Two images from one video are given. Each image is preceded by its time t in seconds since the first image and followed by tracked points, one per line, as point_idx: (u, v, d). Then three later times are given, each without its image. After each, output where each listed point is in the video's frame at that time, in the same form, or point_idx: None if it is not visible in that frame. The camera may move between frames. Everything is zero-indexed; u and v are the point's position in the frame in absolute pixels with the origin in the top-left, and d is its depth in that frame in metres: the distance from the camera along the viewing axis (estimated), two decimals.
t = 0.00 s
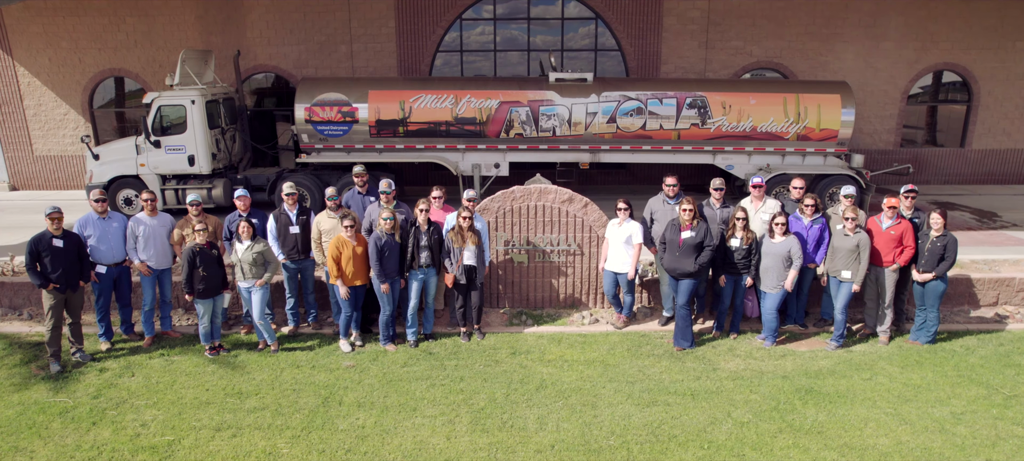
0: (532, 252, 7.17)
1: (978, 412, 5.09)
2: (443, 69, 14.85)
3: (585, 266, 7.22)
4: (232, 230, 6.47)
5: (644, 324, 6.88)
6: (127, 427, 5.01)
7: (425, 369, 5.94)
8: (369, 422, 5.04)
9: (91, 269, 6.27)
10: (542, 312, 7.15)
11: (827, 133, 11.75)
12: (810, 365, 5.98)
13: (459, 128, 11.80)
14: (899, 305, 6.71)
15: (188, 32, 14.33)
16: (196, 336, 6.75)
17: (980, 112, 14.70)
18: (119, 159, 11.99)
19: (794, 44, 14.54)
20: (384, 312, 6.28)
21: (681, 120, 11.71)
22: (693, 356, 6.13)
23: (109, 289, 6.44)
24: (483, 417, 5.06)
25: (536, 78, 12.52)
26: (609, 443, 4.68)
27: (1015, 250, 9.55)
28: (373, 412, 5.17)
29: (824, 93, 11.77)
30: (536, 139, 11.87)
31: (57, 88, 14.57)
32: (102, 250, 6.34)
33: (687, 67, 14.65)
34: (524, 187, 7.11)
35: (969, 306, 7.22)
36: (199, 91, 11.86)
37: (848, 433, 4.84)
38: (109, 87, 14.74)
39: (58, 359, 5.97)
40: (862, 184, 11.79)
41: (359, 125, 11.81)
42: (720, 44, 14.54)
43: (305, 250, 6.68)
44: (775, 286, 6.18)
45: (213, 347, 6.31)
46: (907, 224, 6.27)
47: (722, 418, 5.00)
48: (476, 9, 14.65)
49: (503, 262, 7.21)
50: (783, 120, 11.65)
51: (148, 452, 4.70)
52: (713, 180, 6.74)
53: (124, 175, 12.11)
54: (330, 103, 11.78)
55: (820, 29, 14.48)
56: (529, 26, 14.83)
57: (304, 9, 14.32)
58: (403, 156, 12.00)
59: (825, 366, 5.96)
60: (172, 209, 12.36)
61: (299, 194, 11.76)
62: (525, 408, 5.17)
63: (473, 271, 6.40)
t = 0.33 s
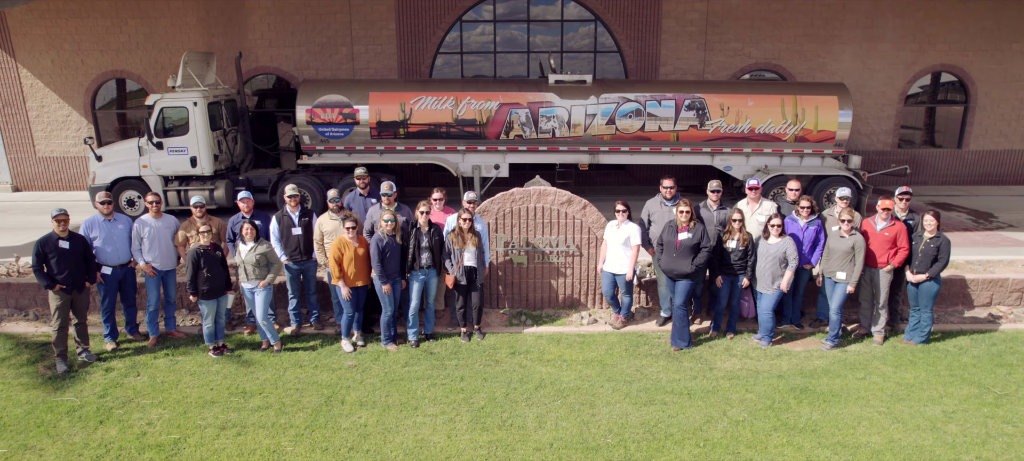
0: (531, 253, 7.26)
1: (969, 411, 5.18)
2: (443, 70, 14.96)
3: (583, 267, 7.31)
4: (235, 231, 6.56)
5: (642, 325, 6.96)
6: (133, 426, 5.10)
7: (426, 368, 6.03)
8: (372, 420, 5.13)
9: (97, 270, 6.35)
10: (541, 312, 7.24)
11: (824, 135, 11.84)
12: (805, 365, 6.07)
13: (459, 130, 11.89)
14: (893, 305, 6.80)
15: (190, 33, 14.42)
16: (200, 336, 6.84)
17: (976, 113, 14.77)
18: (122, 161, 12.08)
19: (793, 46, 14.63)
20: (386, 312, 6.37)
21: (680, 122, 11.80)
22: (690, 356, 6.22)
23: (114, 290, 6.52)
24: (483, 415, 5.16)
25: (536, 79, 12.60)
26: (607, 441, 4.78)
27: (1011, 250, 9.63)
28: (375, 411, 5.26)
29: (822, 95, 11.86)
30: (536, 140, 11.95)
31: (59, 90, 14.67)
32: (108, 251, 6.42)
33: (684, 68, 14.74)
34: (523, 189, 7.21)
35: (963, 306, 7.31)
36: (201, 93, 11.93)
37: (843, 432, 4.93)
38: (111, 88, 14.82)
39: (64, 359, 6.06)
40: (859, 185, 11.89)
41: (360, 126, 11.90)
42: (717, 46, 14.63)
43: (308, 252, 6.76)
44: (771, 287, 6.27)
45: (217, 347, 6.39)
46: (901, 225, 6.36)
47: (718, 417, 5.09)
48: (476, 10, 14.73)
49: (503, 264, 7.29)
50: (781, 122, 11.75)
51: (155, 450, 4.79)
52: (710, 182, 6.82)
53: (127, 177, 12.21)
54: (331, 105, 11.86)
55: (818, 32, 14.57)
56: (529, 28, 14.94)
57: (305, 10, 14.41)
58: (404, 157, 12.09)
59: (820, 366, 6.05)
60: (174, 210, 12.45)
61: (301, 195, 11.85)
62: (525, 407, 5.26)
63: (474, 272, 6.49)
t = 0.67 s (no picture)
0: (531, 257, 7.43)
1: (954, 410, 5.36)
2: (445, 74, 15.13)
3: (582, 270, 7.49)
4: (242, 235, 6.71)
5: (639, 326, 7.13)
6: (147, 425, 5.28)
7: (429, 368, 6.21)
8: (376, 419, 5.31)
9: (108, 273, 6.53)
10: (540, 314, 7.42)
11: (820, 138, 12.02)
12: (797, 365, 6.25)
13: (460, 134, 12.07)
14: (884, 308, 6.97)
15: (195, 38, 14.60)
16: (208, 337, 7.02)
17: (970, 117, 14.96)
18: (128, 164, 12.26)
19: (789, 50, 14.81)
20: (389, 314, 6.55)
21: (677, 126, 11.98)
22: (684, 357, 6.39)
23: (125, 293, 6.70)
24: (484, 414, 5.33)
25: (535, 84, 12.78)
26: (604, 439, 4.95)
27: (1002, 253, 9.81)
28: (380, 411, 5.44)
29: (817, 99, 12.04)
30: (535, 144, 12.12)
31: (65, 94, 14.85)
32: (119, 255, 6.60)
33: (682, 72, 14.92)
34: (523, 194, 7.38)
35: (952, 308, 7.49)
36: (206, 97, 12.11)
37: (831, 429, 5.11)
38: (116, 92, 14.99)
39: (77, 359, 6.24)
40: (854, 188, 12.07)
41: (362, 130, 12.07)
42: (715, 50, 14.80)
43: (313, 255, 6.92)
44: (764, 289, 6.45)
45: (225, 348, 6.57)
46: (891, 230, 6.52)
47: (711, 415, 5.27)
48: (476, 15, 14.90)
49: (503, 267, 7.46)
50: (777, 126, 11.93)
51: (168, 447, 4.97)
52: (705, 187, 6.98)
53: (132, 180, 12.39)
54: (334, 109, 12.05)
55: (814, 36, 14.75)
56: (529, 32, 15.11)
57: (308, 16, 14.60)
58: (405, 161, 12.25)
59: (812, 366, 6.23)
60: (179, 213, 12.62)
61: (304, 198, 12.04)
62: (523, 407, 5.43)
63: (475, 275, 6.67)
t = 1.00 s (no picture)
0: (529, 259, 7.72)
1: (929, 405, 5.65)
2: (446, 79, 15.42)
3: (578, 272, 7.78)
4: (252, 238, 6.99)
5: (633, 326, 7.41)
6: (164, 419, 5.57)
7: (431, 366, 6.50)
8: (381, 414, 5.60)
9: (124, 275, 6.81)
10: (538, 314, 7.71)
11: (813, 142, 12.31)
12: (783, 363, 6.53)
13: (461, 138, 12.35)
14: (868, 308, 7.25)
15: (200, 43, 14.88)
16: (218, 337, 7.30)
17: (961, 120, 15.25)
18: (136, 167, 12.55)
19: (784, 55, 15.09)
20: (393, 314, 6.84)
21: (673, 130, 12.27)
22: (676, 355, 6.68)
23: (139, 294, 6.98)
24: (484, 409, 5.62)
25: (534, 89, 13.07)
26: (597, 432, 5.24)
27: (987, 254, 10.10)
28: (385, 406, 5.73)
29: (810, 104, 12.33)
30: (534, 148, 12.41)
31: (73, 98, 15.14)
32: (134, 257, 6.88)
33: (679, 77, 15.20)
34: (521, 198, 7.66)
35: (935, 308, 7.78)
36: (212, 103, 12.39)
37: (812, 422, 5.39)
38: (122, 96, 15.27)
39: (95, 358, 6.54)
40: (845, 191, 12.35)
41: (366, 135, 12.37)
42: (710, 55, 15.09)
43: (320, 258, 7.20)
44: (752, 290, 6.73)
45: (236, 347, 6.86)
46: (874, 233, 6.81)
47: (699, 410, 5.55)
48: (477, 21, 15.17)
49: (502, 269, 7.75)
50: (770, 130, 12.22)
51: (185, 440, 5.27)
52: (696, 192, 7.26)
53: (140, 183, 12.68)
54: (338, 114, 12.34)
55: (808, 42, 15.03)
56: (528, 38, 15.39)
57: (311, 21, 14.88)
58: (407, 164, 12.54)
59: (797, 364, 6.51)
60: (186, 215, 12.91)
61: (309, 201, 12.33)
62: (521, 402, 5.72)
63: (475, 277, 6.97)
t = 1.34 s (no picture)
0: (526, 262, 8.11)
1: (899, 400, 6.05)
2: (446, 85, 15.81)
3: (573, 274, 8.17)
4: (264, 243, 7.38)
5: (625, 326, 7.80)
6: (184, 413, 5.97)
7: (433, 363, 6.90)
8: (386, 408, 5.99)
9: (143, 277, 7.19)
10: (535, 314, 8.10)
11: (802, 148, 12.70)
12: (765, 361, 6.92)
13: (461, 144, 12.74)
14: (847, 309, 7.64)
15: (207, 50, 15.27)
16: (231, 336, 7.69)
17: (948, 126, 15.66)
18: (146, 172, 12.93)
19: (776, 62, 15.47)
20: (397, 315, 7.23)
21: (667, 136, 12.65)
22: (664, 353, 7.07)
23: (157, 295, 7.36)
24: (482, 403, 6.02)
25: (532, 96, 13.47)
26: (588, 424, 5.63)
27: (967, 257, 10.49)
28: (390, 400, 6.12)
29: (800, 110, 12.71)
30: (532, 153, 12.80)
31: (83, 104, 15.54)
32: (153, 261, 7.27)
33: (673, 83, 15.59)
34: (519, 204, 8.04)
35: (912, 308, 8.18)
36: (220, 109, 12.77)
37: (788, 415, 5.78)
38: (131, 102, 15.67)
39: (116, 356, 6.94)
40: (834, 194, 12.74)
41: (369, 140, 12.75)
42: (704, 62, 15.48)
43: (327, 261, 7.58)
44: (737, 292, 7.12)
45: (248, 346, 7.25)
46: (852, 238, 7.19)
47: (684, 404, 5.94)
48: (476, 29, 15.55)
49: (500, 271, 8.14)
50: (761, 136, 12.60)
51: (205, 432, 5.66)
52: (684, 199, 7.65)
53: (150, 187, 13.07)
54: (341, 120, 12.73)
55: (800, 49, 15.41)
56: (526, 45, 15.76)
57: (315, 29, 15.26)
58: (409, 169, 12.93)
59: (778, 361, 6.91)
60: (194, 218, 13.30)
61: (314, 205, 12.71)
62: (517, 397, 6.12)
63: (475, 279, 7.36)
